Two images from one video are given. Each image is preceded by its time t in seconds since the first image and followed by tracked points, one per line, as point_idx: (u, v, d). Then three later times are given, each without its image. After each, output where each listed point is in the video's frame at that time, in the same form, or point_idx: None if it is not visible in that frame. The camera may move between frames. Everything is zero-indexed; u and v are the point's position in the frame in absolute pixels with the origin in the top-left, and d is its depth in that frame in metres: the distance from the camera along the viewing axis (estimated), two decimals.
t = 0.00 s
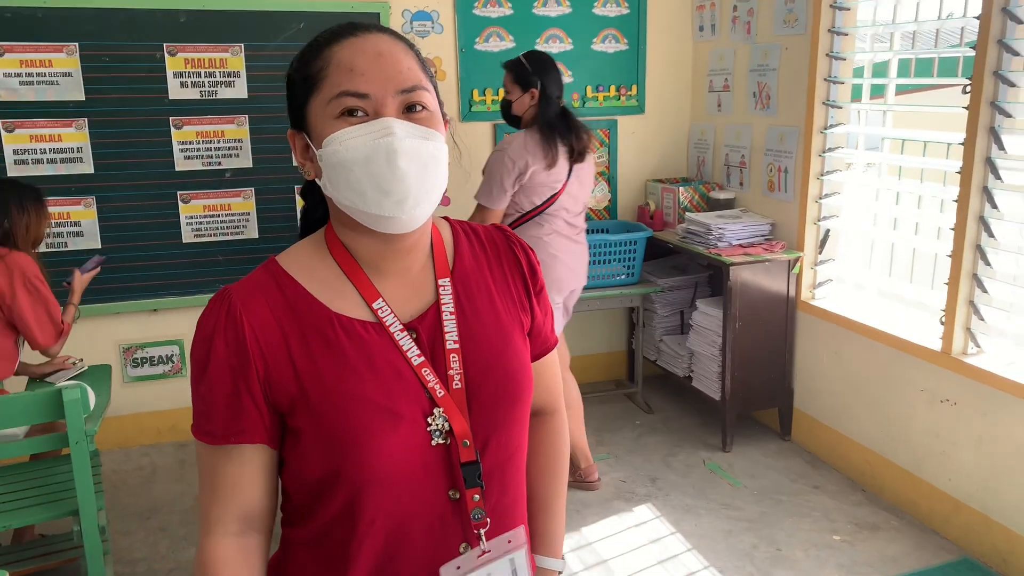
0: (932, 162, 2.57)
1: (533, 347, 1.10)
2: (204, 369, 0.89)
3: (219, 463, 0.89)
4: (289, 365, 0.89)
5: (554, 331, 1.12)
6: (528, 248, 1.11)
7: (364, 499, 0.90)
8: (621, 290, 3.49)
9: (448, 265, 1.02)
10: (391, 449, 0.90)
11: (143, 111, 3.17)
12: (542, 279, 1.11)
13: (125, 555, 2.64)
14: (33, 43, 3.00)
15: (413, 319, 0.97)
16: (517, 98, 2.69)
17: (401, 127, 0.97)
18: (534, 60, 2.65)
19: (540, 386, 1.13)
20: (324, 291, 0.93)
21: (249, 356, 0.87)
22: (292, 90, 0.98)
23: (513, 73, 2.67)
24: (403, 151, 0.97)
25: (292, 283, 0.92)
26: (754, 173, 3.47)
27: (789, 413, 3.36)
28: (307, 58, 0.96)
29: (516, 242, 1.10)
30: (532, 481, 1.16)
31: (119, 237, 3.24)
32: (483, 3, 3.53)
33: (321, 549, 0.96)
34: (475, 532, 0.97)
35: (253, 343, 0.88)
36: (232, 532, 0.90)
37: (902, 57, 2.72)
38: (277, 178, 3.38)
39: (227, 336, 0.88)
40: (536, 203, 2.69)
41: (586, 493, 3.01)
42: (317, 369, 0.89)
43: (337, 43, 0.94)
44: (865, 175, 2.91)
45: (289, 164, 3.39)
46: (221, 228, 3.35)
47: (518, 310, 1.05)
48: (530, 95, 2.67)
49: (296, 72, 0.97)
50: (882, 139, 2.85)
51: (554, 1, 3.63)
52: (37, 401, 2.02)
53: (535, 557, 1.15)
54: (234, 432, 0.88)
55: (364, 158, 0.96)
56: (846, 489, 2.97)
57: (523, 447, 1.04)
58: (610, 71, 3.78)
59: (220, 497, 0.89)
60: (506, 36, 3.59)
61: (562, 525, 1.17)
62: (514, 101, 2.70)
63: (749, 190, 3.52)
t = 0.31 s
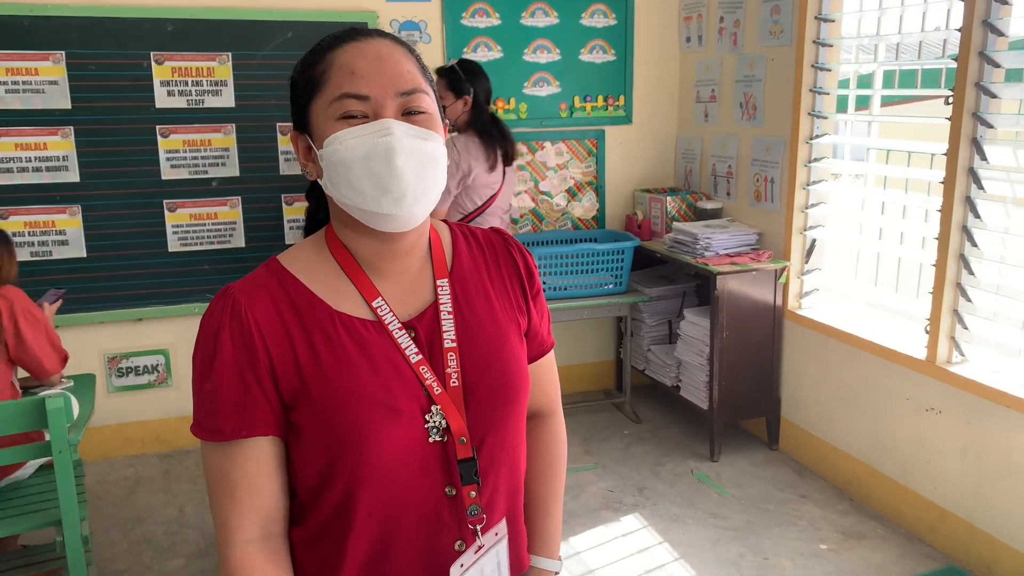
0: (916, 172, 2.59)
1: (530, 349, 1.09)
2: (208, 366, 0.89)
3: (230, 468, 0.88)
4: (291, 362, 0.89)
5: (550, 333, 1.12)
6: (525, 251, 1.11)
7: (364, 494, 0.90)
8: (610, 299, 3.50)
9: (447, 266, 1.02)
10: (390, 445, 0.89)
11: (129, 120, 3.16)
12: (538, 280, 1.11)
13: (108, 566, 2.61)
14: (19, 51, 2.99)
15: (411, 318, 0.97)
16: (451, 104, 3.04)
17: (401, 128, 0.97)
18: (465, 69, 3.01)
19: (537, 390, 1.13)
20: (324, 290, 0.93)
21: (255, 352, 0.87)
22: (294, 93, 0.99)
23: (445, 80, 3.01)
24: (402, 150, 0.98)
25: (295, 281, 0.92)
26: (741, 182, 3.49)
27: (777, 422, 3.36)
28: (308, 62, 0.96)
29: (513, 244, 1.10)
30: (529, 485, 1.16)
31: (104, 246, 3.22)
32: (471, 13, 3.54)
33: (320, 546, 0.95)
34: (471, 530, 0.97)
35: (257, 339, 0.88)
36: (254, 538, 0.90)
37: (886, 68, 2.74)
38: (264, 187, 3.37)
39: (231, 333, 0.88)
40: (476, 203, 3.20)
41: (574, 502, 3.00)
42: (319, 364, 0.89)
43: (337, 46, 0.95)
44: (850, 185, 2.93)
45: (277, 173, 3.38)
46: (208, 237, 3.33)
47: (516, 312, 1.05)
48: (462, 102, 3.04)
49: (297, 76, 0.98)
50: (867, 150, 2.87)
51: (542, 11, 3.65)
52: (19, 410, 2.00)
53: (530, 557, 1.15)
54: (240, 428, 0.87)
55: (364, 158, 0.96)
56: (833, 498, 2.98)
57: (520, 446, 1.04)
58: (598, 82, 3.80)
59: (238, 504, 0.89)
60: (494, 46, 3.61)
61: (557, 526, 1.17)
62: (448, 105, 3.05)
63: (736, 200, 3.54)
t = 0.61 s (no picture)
0: (914, 182, 2.60)
1: (533, 347, 1.10)
2: (212, 353, 0.89)
3: (228, 453, 0.88)
4: (296, 351, 0.89)
5: (551, 332, 1.12)
6: (530, 250, 1.11)
7: (365, 486, 0.90)
8: (606, 306, 3.50)
9: (452, 262, 1.03)
10: (392, 436, 0.89)
11: (128, 119, 3.16)
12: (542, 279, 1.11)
13: (99, 566, 2.59)
14: (19, 49, 2.98)
15: (415, 312, 0.97)
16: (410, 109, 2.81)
17: (413, 123, 0.98)
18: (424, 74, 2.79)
19: (538, 389, 1.13)
20: (330, 282, 0.93)
21: (259, 341, 0.87)
22: (308, 85, 1.00)
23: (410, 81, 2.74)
24: (413, 145, 0.99)
25: (301, 272, 0.93)
26: (739, 191, 3.50)
27: (772, 431, 3.36)
28: (323, 55, 0.97)
29: (518, 242, 1.11)
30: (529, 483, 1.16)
31: (101, 245, 3.21)
32: (471, 19, 3.55)
33: (317, 540, 0.95)
34: (471, 525, 0.97)
35: (262, 328, 0.88)
36: (248, 525, 0.89)
37: (884, 79, 2.75)
38: (262, 189, 3.37)
39: (236, 320, 0.88)
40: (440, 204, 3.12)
41: (568, 508, 2.99)
42: (324, 354, 0.89)
43: (353, 40, 0.96)
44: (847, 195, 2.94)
45: (275, 175, 3.38)
46: (205, 238, 3.33)
47: (519, 309, 1.05)
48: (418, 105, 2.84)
49: (312, 68, 0.99)
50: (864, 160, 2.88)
51: (542, 18, 3.66)
52: (13, 407, 1.99)
53: (529, 555, 1.14)
54: (242, 417, 0.87)
55: (375, 151, 0.98)
56: (827, 507, 2.97)
57: (521, 443, 1.04)
58: (597, 89, 3.82)
59: (235, 488, 0.88)
60: (494, 51, 3.62)
61: (558, 525, 1.17)
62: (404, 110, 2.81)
63: (733, 208, 3.55)
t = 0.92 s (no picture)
0: (925, 195, 2.59)
1: (546, 350, 1.10)
2: (224, 344, 0.90)
3: (232, 437, 0.89)
4: (306, 345, 0.90)
5: (565, 336, 1.12)
6: (545, 254, 1.12)
7: (369, 479, 0.91)
8: (615, 312, 3.50)
9: (465, 261, 1.03)
10: (398, 431, 0.90)
11: (143, 118, 3.18)
12: (557, 283, 1.11)
13: (105, 560, 2.61)
14: (38, 47, 3.02)
15: (427, 309, 0.98)
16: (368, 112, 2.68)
17: (437, 129, 0.99)
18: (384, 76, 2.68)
19: (550, 392, 1.14)
20: (343, 277, 0.94)
21: (270, 332, 0.89)
22: (334, 83, 1.00)
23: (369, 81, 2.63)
24: (436, 151, 1.00)
25: (315, 266, 0.94)
26: (749, 200, 3.49)
27: (778, 441, 3.35)
28: (351, 55, 0.98)
29: (533, 246, 1.11)
30: (539, 486, 1.16)
31: (113, 242, 3.24)
32: (485, 23, 3.57)
33: (324, 534, 0.96)
34: (478, 523, 0.97)
35: (273, 319, 0.89)
36: (242, 509, 0.90)
37: (896, 90, 2.75)
38: (275, 189, 3.39)
39: (248, 312, 0.89)
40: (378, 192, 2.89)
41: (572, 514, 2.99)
42: (333, 347, 0.90)
43: (382, 43, 0.97)
44: (857, 206, 2.93)
45: (288, 176, 3.40)
46: (217, 237, 3.35)
47: (531, 311, 1.05)
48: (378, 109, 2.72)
49: (339, 67, 0.99)
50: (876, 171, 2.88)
51: (555, 24, 3.67)
52: (25, 400, 2.01)
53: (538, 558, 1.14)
54: (251, 405, 0.88)
55: (399, 154, 0.99)
56: (832, 518, 2.96)
57: (529, 444, 1.04)
58: (609, 95, 3.82)
59: (233, 471, 0.89)
60: (507, 56, 3.63)
61: (568, 530, 1.17)
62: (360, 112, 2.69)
63: (743, 217, 3.55)
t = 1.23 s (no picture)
0: (944, 210, 2.57)
1: (553, 373, 1.10)
2: (234, 362, 0.91)
3: (243, 456, 0.91)
4: (314, 365, 0.91)
5: (572, 359, 1.13)
6: (553, 276, 1.12)
7: (373, 499, 0.91)
8: (629, 323, 3.49)
9: (473, 284, 1.04)
10: (402, 453, 0.91)
11: (164, 125, 3.23)
12: (565, 306, 1.12)
13: (120, 563, 2.64)
14: (62, 55, 3.07)
15: (433, 331, 0.99)
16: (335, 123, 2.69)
17: (447, 158, 1.00)
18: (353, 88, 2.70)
19: (558, 414, 1.14)
20: (353, 298, 0.96)
21: (279, 351, 0.90)
22: (346, 110, 1.02)
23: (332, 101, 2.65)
24: (447, 180, 1.00)
25: (325, 287, 0.95)
26: (766, 212, 3.47)
27: (792, 455, 3.33)
28: (364, 83, 0.99)
29: (542, 268, 1.12)
30: (544, 508, 1.16)
31: (133, 247, 3.28)
32: (503, 33, 3.58)
33: (328, 551, 0.96)
34: (479, 545, 0.98)
35: (283, 338, 0.90)
36: (255, 531, 0.91)
37: (916, 104, 2.73)
38: (292, 196, 3.42)
39: (259, 330, 0.91)
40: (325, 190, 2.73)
41: (583, 525, 2.99)
42: (340, 367, 0.91)
43: (395, 72, 0.98)
44: (875, 219, 2.91)
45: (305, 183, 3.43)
46: (235, 242, 3.39)
47: (538, 335, 1.06)
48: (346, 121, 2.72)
49: (352, 94, 1.01)
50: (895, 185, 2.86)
51: (573, 33, 3.68)
52: (43, 406, 2.04)
53: None
54: (259, 423, 0.89)
55: (410, 182, 0.99)
56: (845, 534, 2.94)
57: (533, 466, 1.05)
58: (626, 105, 3.82)
59: (247, 492, 0.91)
60: (525, 66, 3.64)
61: (572, 551, 1.17)
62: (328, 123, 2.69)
63: (760, 229, 3.53)
